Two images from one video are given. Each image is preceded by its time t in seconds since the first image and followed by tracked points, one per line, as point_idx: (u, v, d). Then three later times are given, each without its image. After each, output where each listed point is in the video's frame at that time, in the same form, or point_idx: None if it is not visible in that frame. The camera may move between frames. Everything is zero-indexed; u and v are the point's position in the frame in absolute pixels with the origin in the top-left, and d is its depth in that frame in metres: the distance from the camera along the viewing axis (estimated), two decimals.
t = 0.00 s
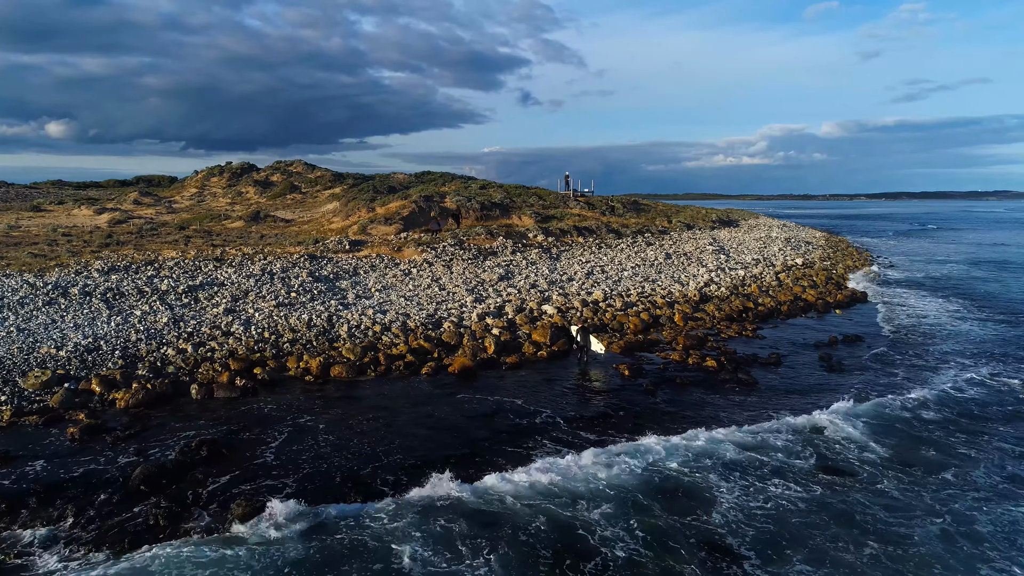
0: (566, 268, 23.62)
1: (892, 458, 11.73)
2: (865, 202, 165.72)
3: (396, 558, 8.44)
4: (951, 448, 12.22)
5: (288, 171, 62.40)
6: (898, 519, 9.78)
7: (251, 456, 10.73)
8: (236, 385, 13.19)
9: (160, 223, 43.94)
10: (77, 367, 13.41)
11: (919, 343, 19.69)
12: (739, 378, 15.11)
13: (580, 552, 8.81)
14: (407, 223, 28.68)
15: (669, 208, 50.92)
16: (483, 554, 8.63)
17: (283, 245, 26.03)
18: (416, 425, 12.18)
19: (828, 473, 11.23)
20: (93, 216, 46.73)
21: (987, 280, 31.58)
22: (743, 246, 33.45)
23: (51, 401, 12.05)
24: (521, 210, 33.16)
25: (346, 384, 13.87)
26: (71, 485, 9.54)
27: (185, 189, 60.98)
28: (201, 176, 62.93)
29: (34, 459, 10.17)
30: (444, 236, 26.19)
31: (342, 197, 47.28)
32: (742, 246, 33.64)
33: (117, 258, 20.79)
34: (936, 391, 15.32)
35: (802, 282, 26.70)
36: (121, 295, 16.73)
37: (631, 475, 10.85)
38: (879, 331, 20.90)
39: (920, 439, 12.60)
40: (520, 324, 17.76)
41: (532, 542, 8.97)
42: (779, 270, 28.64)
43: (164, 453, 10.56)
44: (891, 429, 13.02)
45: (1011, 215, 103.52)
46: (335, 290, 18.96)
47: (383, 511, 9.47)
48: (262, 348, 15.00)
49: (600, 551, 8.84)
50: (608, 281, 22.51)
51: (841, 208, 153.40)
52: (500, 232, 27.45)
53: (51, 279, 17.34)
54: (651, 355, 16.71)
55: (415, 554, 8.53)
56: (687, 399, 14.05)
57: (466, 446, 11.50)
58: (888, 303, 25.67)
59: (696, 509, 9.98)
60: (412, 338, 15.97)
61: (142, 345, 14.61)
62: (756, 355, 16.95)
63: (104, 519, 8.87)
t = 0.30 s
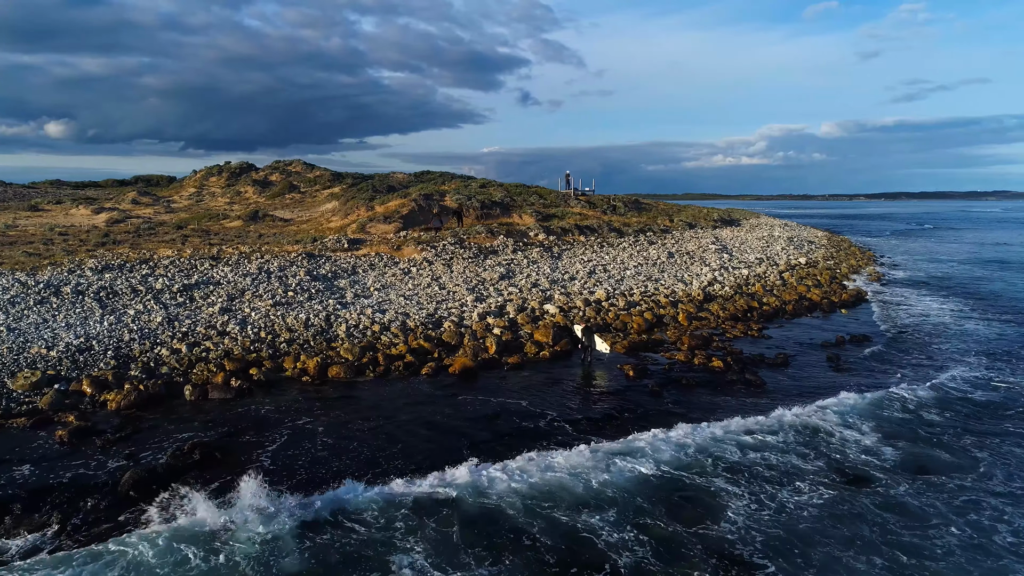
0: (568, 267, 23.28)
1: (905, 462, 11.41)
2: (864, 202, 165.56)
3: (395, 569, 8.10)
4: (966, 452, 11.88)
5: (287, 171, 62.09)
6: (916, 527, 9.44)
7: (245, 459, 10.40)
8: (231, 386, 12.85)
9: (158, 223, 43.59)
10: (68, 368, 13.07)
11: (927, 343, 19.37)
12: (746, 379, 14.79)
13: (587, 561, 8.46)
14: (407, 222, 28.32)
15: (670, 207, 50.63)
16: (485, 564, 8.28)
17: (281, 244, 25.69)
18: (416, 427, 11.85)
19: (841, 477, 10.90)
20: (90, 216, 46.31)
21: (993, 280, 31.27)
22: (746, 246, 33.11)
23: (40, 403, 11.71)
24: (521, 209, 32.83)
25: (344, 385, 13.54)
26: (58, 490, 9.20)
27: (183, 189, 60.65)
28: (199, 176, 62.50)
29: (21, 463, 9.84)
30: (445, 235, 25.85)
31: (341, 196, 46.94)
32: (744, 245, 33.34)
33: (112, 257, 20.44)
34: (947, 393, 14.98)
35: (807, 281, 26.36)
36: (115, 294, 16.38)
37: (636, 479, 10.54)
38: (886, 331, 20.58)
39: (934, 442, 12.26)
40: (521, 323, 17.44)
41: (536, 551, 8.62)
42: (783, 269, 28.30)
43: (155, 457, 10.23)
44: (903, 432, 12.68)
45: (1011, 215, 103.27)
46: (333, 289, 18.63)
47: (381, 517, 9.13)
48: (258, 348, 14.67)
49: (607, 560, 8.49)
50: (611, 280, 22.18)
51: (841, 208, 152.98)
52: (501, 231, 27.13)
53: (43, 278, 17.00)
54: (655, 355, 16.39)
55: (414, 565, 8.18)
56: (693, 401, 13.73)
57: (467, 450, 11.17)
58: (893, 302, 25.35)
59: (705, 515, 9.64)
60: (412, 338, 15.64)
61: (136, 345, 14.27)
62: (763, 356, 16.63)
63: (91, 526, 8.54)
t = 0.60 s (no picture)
0: (569, 266, 22.94)
1: (920, 467, 11.03)
2: (864, 202, 165.31)
3: None
4: (983, 456, 11.50)
5: (286, 170, 61.74)
6: (934, 537, 9.06)
7: (239, 464, 10.06)
8: (225, 388, 12.49)
9: (156, 222, 43.22)
10: (57, 370, 12.70)
11: (935, 344, 19.04)
12: (753, 380, 14.44)
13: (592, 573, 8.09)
14: (406, 221, 27.97)
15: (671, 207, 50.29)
16: None
17: (279, 243, 25.33)
18: (415, 431, 11.51)
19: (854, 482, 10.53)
20: (88, 215, 45.87)
21: (998, 279, 30.91)
22: (749, 245, 32.78)
23: (27, 406, 11.35)
24: (522, 208, 32.49)
25: (341, 387, 13.18)
26: (42, 498, 8.85)
27: (182, 188, 60.29)
28: (198, 175, 62.04)
29: (5, 469, 9.49)
30: (445, 234, 25.49)
31: (340, 195, 46.60)
32: (747, 244, 33.00)
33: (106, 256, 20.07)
34: (959, 395, 14.62)
35: (811, 281, 26.04)
36: (107, 294, 16.02)
37: (641, 484, 10.22)
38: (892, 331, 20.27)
39: (949, 446, 11.89)
40: (523, 323, 17.08)
41: (539, 562, 8.25)
42: (787, 268, 27.97)
43: (146, 462, 9.90)
44: (917, 435, 12.31)
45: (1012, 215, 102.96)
46: (331, 289, 18.27)
47: (378, 525, 8.78)
48: (253, 349, 14.31)
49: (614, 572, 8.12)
50: (613, 279, 21.83)
51: (841, 207, 152.83)
52: (501, 230, 26.78)
53: (35, 277, 16.64)
54: (659, 356, 16.06)
55: None
56: (699, 403, 13.40)
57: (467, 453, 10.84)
58: (899, 302, 24.99)
59: (714, 523, 9.29)
60: (411, 339, 15.29)
61: (128, 346, 13.91)
62: (770, 357, 16.28)
63: (76, 535, 8.20)
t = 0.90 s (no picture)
0: (571, 266, 22.58)
1: (937, 472, 10.64)
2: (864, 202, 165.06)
3: None
4: (1001, 463, 11.10)
5: (285, 170, 61.40)
6: (954, 549, 8.66)
7: (230, 472, 9.69)
8: (218, 392, 12.13)
9: (153, 222, 42.84)
10: (44, 372, 12.33)
11: (944, 345, 18.70)
12: (761, 384, 14.07)
13: None
14: (405, 220, 27.60)
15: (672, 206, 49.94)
16: None
17: (276, 242, 25.01)
18: (413, 437, 11.16)
19: (870, 488, 10.14)
20: (84, 215, 45.49)
21: (1005, 280, 30.52)
22: (752, 245, 32.43)
23: (12, 410, 11.00)
24: (522, 207, 32.14)
25: (338, 390, 12.82)
26: (23, 508, 8.52)
27: (180, 188, 59.93)
28: (196, 175, 61.63)
29: None
30: (444, 233, 25.13)
31: (339, 195, 46.21)
32: (750, 244, 32.68)
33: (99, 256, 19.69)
34: (972, 398, 14.24)
35: (815, 281, 25.70)
36: (98, 294, 15.65)
37: (647, 492, 9.86)
38: (900, 332, 19.92)
39: (966, 451, 11.47)
40: (524, 324, 16.72)
41: None
42: (791, 268, 27.62)
43: (132, 470, 9.54)
44: (933, 440, 11.92)
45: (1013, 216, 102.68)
46: (327, 289, 17.92)
47: (371, 536, 8.40)
48: (248, 351, 13.95)
49: None
50: (615, 279, 21.48)
51: (842, 207, 152.55)
52: (502, 229, 26.43)
53: (24, 277, 16.27)
54: (664, 358, 15.71)
55: None
56: (705, 407, 13.04)
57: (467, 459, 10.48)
58: (905, 302, 24.62)
59: (723, 534, 8.93)
60: (410, 340, 14.92)
61: (118, 347, 13.54)
62: (777, 359, 15.91)
63: (57, 548, 7.85)
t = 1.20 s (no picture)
0: (572, 266, 22.23)
1: (954, 479, 10.28)
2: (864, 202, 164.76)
3: None
4: (1019, 469, 10.74)
5: (284, 169, 61.01)
6: (976, 559, 8.29)
7: (221, 481, 9.33)
8: (210, 396, 11.76)
9: (150, 221, 42.42)
10: (31, 376, 11.96)
11: (951, 346, 18.38)
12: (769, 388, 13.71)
13: None
14: (404, 220, 27.23)
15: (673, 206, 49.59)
16: None
17: (273, 242, 24.66)
18: (412, 443, 10.82)
19: (886, 495, 9.79)
20: (81, 215, 45.09)
21: (1011, 280, 30.16)
22: (755, 245, 32.10)
23: None
24: (523, 206, 31.78)
25: (334, 394, 12.45)
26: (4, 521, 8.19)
27: (178, 187, 59.51)
28: (194, 175, 61.18)
29: None
30: (444, 233, 24.77)
31: (337, 194, 45.82)
32: (753, 243, 32.33)
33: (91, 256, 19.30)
34: (986, 402, 13.88)
35: (819, 281, 25.36)
36: (89, 295, 15.27)
37: (655, 501, 9.51)
38: (907, 333, 19.60)
39: (983, 457, 11.10)
40: (525, 325, 16.35)
41: None
42: (794, 268, 27.29)
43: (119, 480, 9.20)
44: (948, 445, 11.56)
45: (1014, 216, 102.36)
46: (324, 289, 17.55)
47: (366, 549, 8.04)
48: (242, 353, 13.57)
49: None
50: (617, 279, 21.12)
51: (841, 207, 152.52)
52: (502, 228, 26.07)
53: (13, 277, 15.89)
54: (669, 360, 15.36)
55: None
56: (712, 411, 12.69)
57: (468, 467, 10.12)
58: (912, 302, 24.27)
59: (733, 545, 8.56)
60: (408, 342, 14.55)
61: (108, 350, 13.16)
62: (785, 361, 15.55)
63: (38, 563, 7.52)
